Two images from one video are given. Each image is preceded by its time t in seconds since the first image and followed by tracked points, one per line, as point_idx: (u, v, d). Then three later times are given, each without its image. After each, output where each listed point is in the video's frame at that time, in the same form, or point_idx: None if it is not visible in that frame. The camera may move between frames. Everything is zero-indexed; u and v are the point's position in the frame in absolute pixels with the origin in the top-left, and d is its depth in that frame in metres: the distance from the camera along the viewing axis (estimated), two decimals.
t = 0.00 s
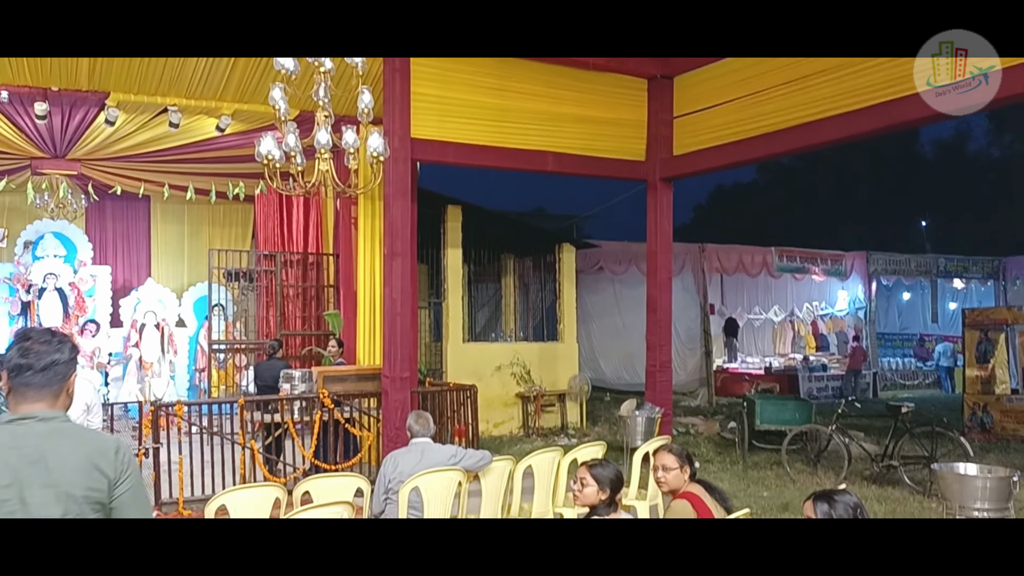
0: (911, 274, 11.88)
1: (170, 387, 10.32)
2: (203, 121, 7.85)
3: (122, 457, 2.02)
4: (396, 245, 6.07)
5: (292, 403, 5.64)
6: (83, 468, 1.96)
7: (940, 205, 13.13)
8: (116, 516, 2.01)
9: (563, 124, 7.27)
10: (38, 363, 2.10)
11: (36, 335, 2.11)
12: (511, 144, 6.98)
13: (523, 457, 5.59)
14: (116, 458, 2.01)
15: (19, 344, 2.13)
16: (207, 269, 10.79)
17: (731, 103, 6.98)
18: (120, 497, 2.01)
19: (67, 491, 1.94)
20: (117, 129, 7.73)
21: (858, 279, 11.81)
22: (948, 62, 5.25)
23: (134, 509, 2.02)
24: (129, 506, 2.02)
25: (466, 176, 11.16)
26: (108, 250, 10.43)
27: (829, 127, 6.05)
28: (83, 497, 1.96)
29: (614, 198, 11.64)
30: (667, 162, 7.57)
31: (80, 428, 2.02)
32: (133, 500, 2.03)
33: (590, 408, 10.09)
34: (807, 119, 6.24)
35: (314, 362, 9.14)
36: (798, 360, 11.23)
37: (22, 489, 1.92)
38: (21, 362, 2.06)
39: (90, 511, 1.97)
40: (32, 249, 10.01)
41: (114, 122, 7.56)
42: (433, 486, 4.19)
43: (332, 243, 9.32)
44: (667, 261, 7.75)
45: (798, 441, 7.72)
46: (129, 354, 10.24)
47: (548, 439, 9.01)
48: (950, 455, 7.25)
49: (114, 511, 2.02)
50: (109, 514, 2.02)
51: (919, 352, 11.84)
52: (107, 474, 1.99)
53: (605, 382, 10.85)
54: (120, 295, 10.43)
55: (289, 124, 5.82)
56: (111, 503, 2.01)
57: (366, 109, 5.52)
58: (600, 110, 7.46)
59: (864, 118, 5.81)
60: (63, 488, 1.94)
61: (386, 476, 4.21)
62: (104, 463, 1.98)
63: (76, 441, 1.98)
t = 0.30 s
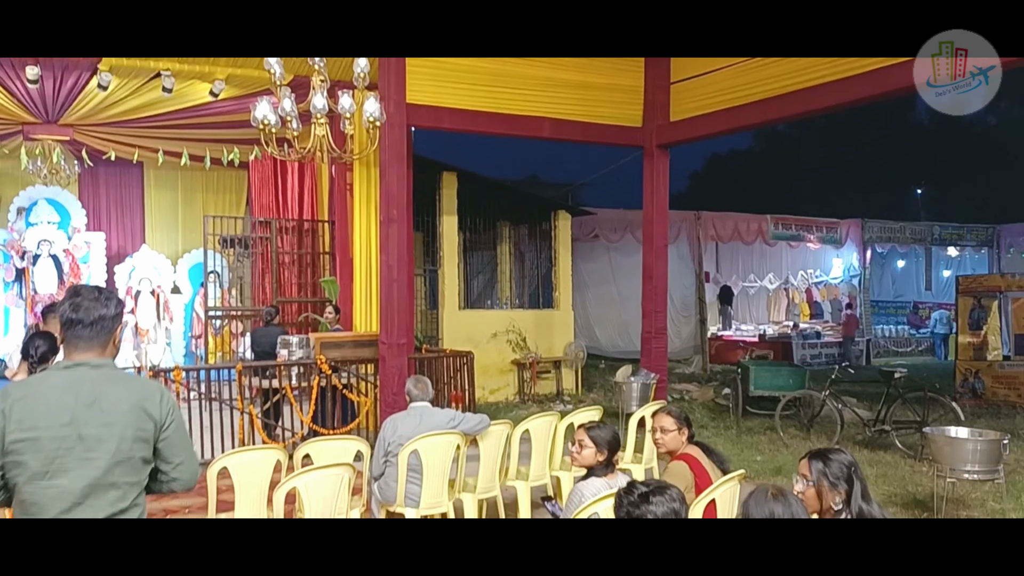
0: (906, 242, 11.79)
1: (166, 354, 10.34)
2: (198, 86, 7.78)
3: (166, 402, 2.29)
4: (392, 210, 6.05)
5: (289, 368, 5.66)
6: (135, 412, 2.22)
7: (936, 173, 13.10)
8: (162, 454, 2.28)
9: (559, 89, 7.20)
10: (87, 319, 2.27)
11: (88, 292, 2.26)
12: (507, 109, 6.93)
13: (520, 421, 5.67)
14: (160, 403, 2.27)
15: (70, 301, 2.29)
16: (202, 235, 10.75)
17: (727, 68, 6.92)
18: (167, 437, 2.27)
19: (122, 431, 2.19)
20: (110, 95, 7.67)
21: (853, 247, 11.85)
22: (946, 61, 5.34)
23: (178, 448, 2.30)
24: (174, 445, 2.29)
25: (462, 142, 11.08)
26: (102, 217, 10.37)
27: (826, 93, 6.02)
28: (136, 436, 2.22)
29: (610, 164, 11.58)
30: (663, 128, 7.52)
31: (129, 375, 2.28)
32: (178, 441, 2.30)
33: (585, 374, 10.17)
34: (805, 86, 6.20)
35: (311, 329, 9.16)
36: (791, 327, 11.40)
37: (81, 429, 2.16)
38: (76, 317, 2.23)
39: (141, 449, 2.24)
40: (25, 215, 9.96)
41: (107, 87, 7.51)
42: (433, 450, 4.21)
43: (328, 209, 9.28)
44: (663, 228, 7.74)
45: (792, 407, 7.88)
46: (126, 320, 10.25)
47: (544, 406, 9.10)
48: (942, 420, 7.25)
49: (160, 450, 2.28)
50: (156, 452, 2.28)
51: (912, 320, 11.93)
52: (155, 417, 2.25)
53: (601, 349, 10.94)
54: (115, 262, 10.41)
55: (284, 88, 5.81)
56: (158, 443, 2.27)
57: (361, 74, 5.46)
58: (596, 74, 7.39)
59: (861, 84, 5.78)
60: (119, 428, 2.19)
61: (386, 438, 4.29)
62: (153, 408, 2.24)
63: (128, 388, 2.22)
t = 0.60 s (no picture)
0: (896, 224, 11.97)
1: (157, 333, 10.34)
2: (189, 64, 7.71)
3: (170, 369, 2.35)
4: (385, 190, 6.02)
5: (281, 347, 5.69)
6: (137, 377, 2.28)
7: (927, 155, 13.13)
8: (166, 419, 2.33)
9: (551, 68, 7.17)
10: (99, 296, 2.32)
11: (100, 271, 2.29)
12: (499, 88, 6.90)
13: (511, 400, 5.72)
14: (165, 369, 2.33)
15: (82, 278, 2.33)
16: (193, 215, 10.71)
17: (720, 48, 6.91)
18: (169, 403, 2.33)
19: (126, 394, 2.26)
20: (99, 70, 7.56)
21: (843, 229, 11.90)
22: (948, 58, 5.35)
23: (180, 414, 2.35)
24: (176, 411, 2.34)
25: (454, 122, 11.05)
26: (92, 195, 10.30)
27: (818, 74, 6.02)
28: (139, 400, 2.28)
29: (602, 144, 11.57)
30: (655, 108, 7.50)
31: (133, 345, 2.34)
32: (181, 406, 2.36)
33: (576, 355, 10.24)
34: (799, 66, 6.18)
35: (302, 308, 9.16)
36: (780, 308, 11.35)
37: (88, 392, 2.23)
38: (88, 294, 2.27)
39: (145, 413, 2.29)
40: (14, 193, 9.91)
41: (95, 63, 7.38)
42: (426, 429, 4.25)
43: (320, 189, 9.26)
44: (655, 209, 7.75)
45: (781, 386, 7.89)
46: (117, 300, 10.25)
47: (535, 385, 9.15)
48: (928, 399, 7.34)
49: (163, 416, 2.34)
50: (161, 417, 2.33)
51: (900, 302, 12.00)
52: (158, 383, 2.31)
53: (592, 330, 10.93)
54: (106, 241, 10.36)
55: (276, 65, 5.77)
56: (160, 409, 2.33)
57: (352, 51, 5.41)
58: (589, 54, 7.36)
59: (853, 64, 5.78)
60: (123, 391, 2.26)
61: (378, 416, 4.32)
62: (155, 373, 2.30)
63: (133, 354, 2.30)
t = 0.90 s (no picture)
0: (894, 214, 11.22)
1: (156, 323, 10.37)
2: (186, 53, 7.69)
3: (154, 344, 2.66)
4: (382, 180, 6.01)
5: (279, 337, 5.71)
6: (125, 350, 2.60)
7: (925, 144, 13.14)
8: (153, 387, 2.65)
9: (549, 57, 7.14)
10: (92, 279, 2.63)
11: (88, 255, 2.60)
12: (497, 78, 6.89)
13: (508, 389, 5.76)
14: (149, 345, 2.64)
15: (77, 262, 2.65)
16: (191, 205, 10.72)
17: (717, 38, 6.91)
18: (155, 372, 2.64)
19: (115, 368, 2.59)
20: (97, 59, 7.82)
21: (842, 219, 11.66)
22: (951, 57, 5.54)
23: (166, 382, 2.66)
24: (162, 379, 2.65)
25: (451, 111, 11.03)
26: (89, 185, 10.30)
27: (814, 63, 6.05)
28: (126, 373, 2.60)
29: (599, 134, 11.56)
30: (653, 97, 7.49)
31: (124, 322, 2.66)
32: (165, 377, 2.66)
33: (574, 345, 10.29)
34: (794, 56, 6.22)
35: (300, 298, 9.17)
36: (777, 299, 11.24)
37: (84, 367, 2.58)
38: (80, 277, 2.58)
39: (134, 385, 2.62)
40: (12, 182, 9.69)
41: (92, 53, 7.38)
42: (422, 417, 4.30)
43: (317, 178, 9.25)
44: (652, 199, 7.75)
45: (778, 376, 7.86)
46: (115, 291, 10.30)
47: (533, 375, 9.17)
48: (924, 388, 7.36)
49: (150, 386, 2.66)
50: (147, 388, 2.65)
51: (898, 292, 10.72)
52: (143, 356, 2.63)
53: (589, 320, 10.66)
54: (104, 231, 10.37)
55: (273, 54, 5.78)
56: (148, 378, 2.65)
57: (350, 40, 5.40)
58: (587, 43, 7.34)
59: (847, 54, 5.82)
60: (113, 366, 2.60)
61: (375, 405, 4.34)
62: (138, 346, 2.61)
63: (120, 332, 2.61)
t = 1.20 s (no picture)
0: (915, 203, 11.38)
1: (176, 313, 10.49)
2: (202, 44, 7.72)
3: (173, 324, 2.71)
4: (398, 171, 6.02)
5: (297, 327, 5.76)
6: (145, 331, 2.65)
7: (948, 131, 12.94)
8: (173, 367, 2.69)
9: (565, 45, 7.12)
10: (113, 267, 2.66)
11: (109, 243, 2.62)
12: (513, 66, 6.87)
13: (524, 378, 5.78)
14: (168, 325, 2.69)
15: (97, 252, 2.67)
16: (210, 196, 10.81)
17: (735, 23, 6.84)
18: (174, 352, 2.69)
19: (137, 347, 2.64)
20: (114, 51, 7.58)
21: (862, 208, 11.62)
22: (948, 58, 5.76)
23: (184, 361, 2.70)
24: (180, 359, 2.69)
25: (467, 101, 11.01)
26: (109, 176, 10.40)
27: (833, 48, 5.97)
28: (147, 354, 2.65)
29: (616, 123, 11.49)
30: (670, 85, 7.44)
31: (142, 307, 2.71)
32: (184, 355, 2.71)
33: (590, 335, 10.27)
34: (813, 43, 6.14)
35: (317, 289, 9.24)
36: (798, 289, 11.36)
37: (107, 348, 2.62)
38: (102, 266, 2.61)
39: (155, 363, 2.67)
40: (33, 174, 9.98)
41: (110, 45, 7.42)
42: (437, 406, 4.32)
43: (334, 169, 9.28)
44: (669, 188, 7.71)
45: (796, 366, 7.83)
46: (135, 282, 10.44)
47: (548, 365, 9.20)
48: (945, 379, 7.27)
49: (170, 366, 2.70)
50: (168, 366, 2.69)
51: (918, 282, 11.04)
52: (162, 337, 2.68)
53: (607, 310, 10.77)
54: (124, 223, 10.48)
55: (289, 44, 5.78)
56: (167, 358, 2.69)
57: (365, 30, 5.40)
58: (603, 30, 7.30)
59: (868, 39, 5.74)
60: (135, 345, 2.64)
61: (390, 394, 4.36)
62: (158, 326, 2.66)
63: (139, 313, 2.66)
